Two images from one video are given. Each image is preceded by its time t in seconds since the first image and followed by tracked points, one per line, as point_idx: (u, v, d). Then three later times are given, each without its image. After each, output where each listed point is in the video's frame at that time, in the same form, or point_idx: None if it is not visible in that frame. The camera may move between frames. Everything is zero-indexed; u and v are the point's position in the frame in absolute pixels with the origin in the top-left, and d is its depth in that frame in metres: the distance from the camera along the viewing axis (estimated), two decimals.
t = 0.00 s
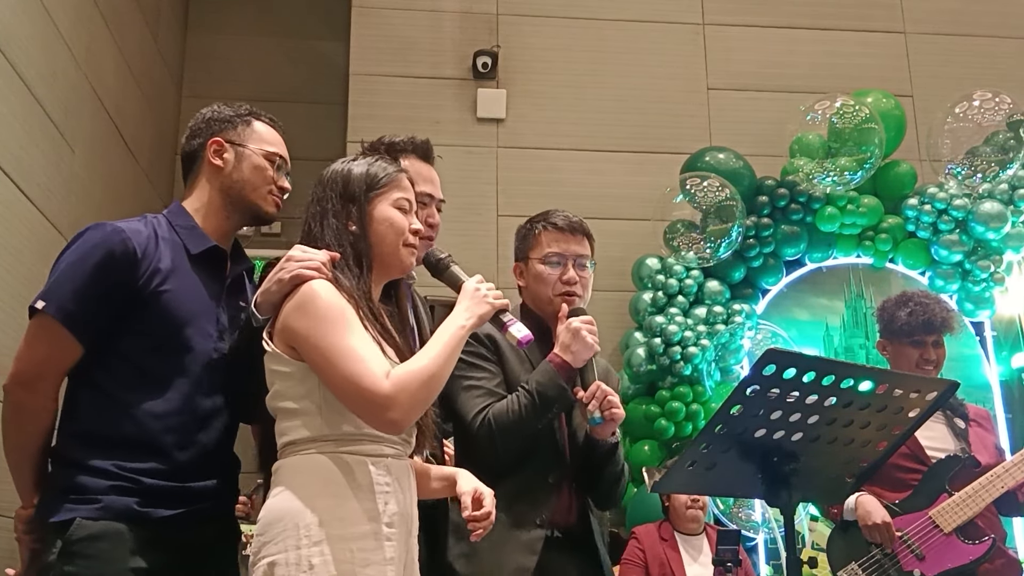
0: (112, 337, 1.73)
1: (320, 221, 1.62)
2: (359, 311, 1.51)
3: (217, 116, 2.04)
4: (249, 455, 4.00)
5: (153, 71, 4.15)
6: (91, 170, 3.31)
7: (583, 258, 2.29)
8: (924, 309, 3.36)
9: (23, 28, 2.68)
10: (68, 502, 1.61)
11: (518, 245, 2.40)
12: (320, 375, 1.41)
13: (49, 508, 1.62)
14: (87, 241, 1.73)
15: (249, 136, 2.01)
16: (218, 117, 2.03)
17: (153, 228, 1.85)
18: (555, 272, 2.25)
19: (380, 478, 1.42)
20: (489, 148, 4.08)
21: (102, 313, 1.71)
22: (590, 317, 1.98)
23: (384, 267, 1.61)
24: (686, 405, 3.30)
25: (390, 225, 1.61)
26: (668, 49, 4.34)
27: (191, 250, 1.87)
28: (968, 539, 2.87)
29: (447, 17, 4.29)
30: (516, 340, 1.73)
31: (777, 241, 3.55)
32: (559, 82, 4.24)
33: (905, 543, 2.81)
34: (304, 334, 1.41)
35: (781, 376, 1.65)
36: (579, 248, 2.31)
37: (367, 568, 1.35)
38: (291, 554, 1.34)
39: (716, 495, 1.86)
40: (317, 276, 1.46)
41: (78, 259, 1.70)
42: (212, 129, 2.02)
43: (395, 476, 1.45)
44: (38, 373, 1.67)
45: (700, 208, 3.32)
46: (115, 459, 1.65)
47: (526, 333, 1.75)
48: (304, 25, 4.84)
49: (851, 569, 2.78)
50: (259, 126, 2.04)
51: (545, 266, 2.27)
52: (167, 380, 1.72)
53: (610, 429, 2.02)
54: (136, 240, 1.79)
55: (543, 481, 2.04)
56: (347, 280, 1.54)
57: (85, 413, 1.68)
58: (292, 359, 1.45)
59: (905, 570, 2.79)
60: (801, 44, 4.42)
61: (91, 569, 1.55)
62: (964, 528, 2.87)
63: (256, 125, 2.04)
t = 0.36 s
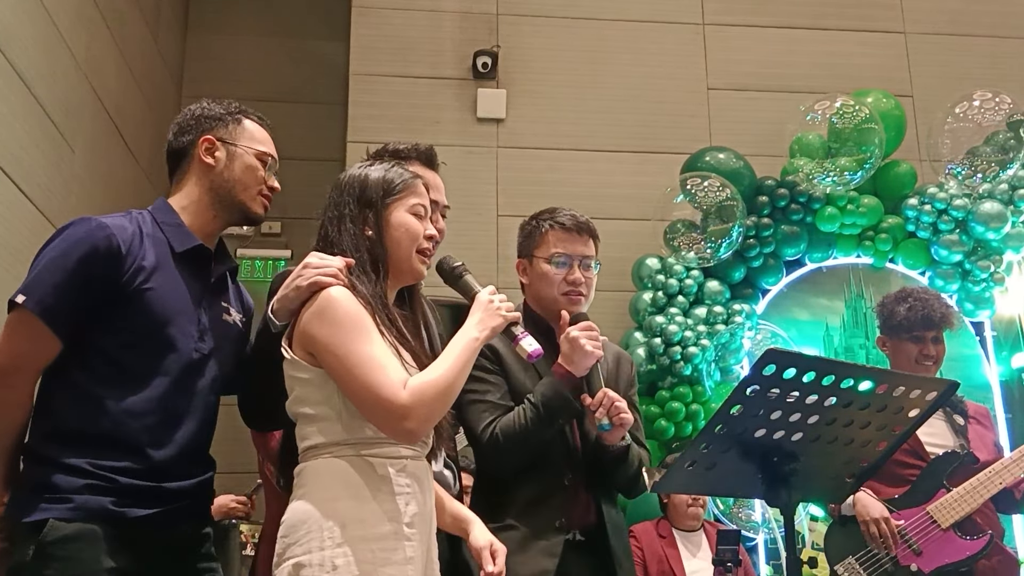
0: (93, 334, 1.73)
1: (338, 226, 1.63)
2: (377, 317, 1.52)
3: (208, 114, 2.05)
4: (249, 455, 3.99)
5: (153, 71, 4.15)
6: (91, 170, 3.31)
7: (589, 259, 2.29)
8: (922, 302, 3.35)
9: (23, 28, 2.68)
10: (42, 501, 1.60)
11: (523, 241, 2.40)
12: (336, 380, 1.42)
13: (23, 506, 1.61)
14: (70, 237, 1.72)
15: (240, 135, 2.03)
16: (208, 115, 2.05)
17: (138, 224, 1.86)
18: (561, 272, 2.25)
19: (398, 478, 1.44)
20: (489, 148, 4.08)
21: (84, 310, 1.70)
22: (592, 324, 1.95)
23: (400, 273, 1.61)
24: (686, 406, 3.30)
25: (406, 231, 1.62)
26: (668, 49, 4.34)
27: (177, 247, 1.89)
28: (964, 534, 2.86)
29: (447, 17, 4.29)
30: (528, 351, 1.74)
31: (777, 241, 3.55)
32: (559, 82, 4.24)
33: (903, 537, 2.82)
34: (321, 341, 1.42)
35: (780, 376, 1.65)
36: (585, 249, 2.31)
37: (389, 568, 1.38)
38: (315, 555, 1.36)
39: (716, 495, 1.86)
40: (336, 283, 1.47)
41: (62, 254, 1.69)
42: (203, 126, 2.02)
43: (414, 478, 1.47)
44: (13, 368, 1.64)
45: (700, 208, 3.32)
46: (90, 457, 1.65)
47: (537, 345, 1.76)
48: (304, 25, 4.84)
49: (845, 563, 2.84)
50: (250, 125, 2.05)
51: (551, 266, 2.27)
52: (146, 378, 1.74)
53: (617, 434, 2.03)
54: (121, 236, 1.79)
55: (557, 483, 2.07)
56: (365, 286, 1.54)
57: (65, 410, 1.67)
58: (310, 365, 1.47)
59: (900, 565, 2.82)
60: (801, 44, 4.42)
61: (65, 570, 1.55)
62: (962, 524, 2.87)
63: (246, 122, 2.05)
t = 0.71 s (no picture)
0: (109, 336, 1.73)
1: (361, 233, 1.64)
2: (400, 325, 1.54)
3: (222, 121, 2.06)
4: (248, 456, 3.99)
5: (153, 71, 4.15)
6: (91, 169, 3.31)
7: (599, 263, 2.29)
8: (921, 300, 3.34)
9: (23, 28, 2.67)
10: (59, 502, 1.61)
11: (534, 237, 2.39)
12: (357, 386, 1.42)
13: (36, 505, 1.61)
14: (87, 239, 1.72)
15: (254, 142, 2.05)
16: (223, 121, 2.06)
17: (153, 227, 1.86)
18: (573, 273, 2.25)
19: (418, 481, 1.46)
20: (489, 148, 4.08)
21: (99, 312, 1.71)
22: (605, 324, 1.94)
23: (423, 278, 1.63)
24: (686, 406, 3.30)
25: (430, 238, 1.63)
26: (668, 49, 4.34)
27: (190, 251, 1.90)
28: (964, 528, 2.88)
29: (447, 17, 4.29)
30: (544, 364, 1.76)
31: (777, 241, 3.55)
32: (559, 82, 4.24)
33: (905, 532, 2.81)
34: (345, 347, 1.43)
35: (780, 376, 1.65)
36: (596, 252, 2.31)
37: (410, 569, 1.38)
38: (337, 558, 1.38)
39: (716, 495, 1.86)
40: (360, 289, 1.48)
41: (79, 255, 1.69)
42: (217, 132, 2.04)
43: (434, 483, 1.49)
44: (26, 369, 1.64)
45: (700, 208, 3.32)
46: (105, 458, 1.66)
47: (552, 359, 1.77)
48: (304, 25, 4.84)
49: (850, 559, 2.77)
50: (263, 132, 2.08)
51: (564, 266, 2.26)
52: (160, 381, 1.74)
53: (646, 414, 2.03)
54: (136, 238, 1.79)
55: (579, 482, 2.05)
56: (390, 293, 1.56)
57: (80, 411, 1.68)
58: (332, 372, 1.49)
59: (903, 559, 2.79)
60: (801, 44, 4.42)
61: (76, 570, 1.56)
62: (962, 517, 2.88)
63: (259, 130, 2.07)
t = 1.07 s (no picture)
0: (121, 345, 1.77)
1: (368, 232, 1.65)
2: (403, 323, 1.53)
3: (231, 125, 2.09)
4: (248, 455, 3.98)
5: (153, 71, 4.15)
6: (91, 170, 3.31)
7: (595, 259, 2.28)
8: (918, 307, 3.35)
9: (24, 28, 2.68)
10: (78, 506, 1.66)
11: (530, 234, 2.39)
12: (358, 384, 1.43)
13: (61, 510, 1.67)
14: (95, 252, 1.76)
15: (261, 144, 2.06)
16: (232, 126, 2.09)
17: (161, 237, 1.89)
18: (569, 269, 2.26)
19: (418, 482, 1.46)
20: (489, 148, 4.08)
21: (111, 323, 1.75)
22: (604, 319, 2.06)
23: (431, 277, 1.63)
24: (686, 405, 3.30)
25: (437, 236, 1.63)
26: (668, 49, 4.34)
27: (199, 258, 1.92)
28: (971, 533, 2.87)
29: (447, 17, 4.29)
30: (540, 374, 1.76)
31: (777, 241, 3.55)
32: (559, 82, 4.24)
33: (909, 539, 2.81)
34: (347, 343, 1.44)
35: (780, 376, 1.65)
36: (591, 250, 2.34)
37: (404, 569, 1.39)
38: (331, 555, 1.38)
39: (716, 495, 1.86)
40: (366, 285, 1.49)
41: (88, 268, 1.73)
42: (225, 137, 2.07)
43: (430, 484, 1.48)
44: (45, 383, 1.70)
45: (700, 208, 3.32)
46: (122, 464, 1.70)
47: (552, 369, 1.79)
48: (304, 25, 4.84)
49: (854, 567, 2.80)
50: (272, 135, 2.09)
51: (561, 263, 2.27)
52: (173, 388, 1.77)
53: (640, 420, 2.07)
54: (144, 249, 1.82)
55: (569, 476, 2.08)
56: (397, 292, 1.56)
57: (96, 419, 1.73)
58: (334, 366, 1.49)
59: (908, 567, 2.80)
60: (801, 44, 4.42)
61: (98, 568, 1.60)
62: (967, 523, 2.88)
63: (268, 133, 2.09)
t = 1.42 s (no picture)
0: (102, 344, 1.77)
1: (349, 227, 1.65)
2: (381, 317, 1.53)
3: (204, 116, 2.09)
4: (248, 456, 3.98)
5: (153, 71, 4.15)
6: (92, 170, 3.31)
7: (584, 260, 2.28)
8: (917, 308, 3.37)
9: (23, 28, 2.68)
10: (65, 507, 1.66)
11: (519, 237, 2.39)
12: (326, 376, 1.42)
13: (48, 512, 1.68)
14: (73, 250, 1.76)
15: (236, 135, 2.07)
16: (204, 116, 2.09)
17: (140, 231, 1.90)
18: (559, 271, 2.24)
19: (386, 481, 1.46)
20: (489, 148, 4.08)
21: (91, 321, 1.75)
22: (594, 320, 1.99)
23: (412, 272, 1.64)
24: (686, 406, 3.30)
25: (418, 231, 1.64)
26: (668, 49, 4.34)
27: (177, 251, 1.92)
28: (970, 535, 2.88)
29: (448, 17, 4.29)
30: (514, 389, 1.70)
31: (777, 241, 3.55)
32: (559, 82, 4.24)
33: (909, 541, 2.81)
34: (319, 333, 1.43)
35: (780, 376, 1.65)
36: (581, 251, 2.32)
37: (366, 568, 1.39)
38: (289, 551, 1.36)
39: (716, 495, 1.86)
40: (343, 276, 1.49)
41: (65, 267, 1.73)
42: (198, 128, 2.07)
43: (399, 485, 1.49)
44: (31, 385, 1.71)
45: (700, 208, 3.32)
46: (109, 463, 1.70)
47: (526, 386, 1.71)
48: (303, 25, 4.84)
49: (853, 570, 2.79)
50: (246, 126, 2.10)
51: (550, 264, 2.25)
52: (156, 383, 1.78)
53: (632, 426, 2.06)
54: (121, 245, 1.82)
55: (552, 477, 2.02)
56: (378, 286, 1.57)
57: (79, 419, 1.73)
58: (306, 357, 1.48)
59: (908, 569, 2.80)
60: (801, 43, 4.42)
61: (88, 569, 1.60)
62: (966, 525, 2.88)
63: (242, 124, 2.09)
